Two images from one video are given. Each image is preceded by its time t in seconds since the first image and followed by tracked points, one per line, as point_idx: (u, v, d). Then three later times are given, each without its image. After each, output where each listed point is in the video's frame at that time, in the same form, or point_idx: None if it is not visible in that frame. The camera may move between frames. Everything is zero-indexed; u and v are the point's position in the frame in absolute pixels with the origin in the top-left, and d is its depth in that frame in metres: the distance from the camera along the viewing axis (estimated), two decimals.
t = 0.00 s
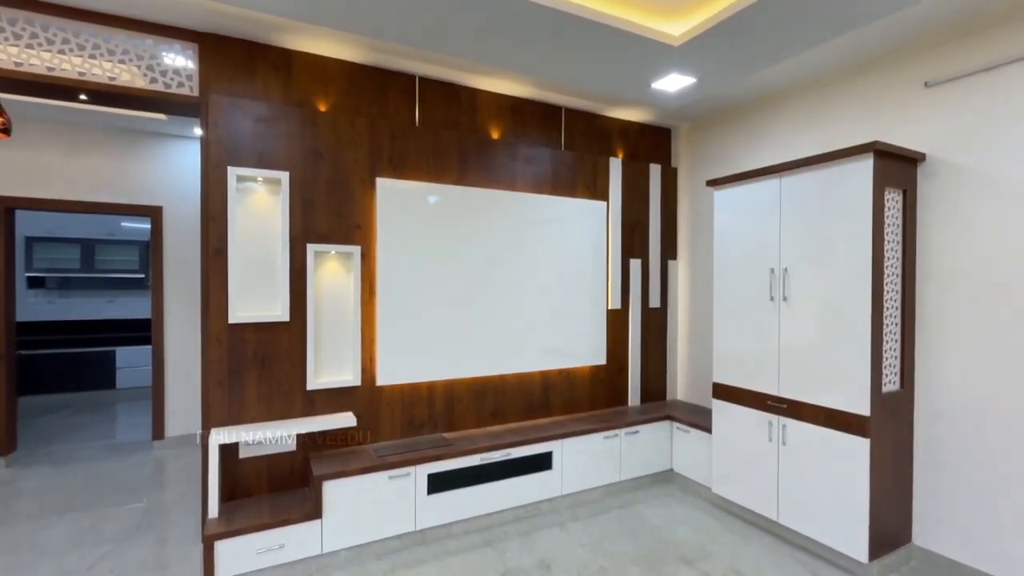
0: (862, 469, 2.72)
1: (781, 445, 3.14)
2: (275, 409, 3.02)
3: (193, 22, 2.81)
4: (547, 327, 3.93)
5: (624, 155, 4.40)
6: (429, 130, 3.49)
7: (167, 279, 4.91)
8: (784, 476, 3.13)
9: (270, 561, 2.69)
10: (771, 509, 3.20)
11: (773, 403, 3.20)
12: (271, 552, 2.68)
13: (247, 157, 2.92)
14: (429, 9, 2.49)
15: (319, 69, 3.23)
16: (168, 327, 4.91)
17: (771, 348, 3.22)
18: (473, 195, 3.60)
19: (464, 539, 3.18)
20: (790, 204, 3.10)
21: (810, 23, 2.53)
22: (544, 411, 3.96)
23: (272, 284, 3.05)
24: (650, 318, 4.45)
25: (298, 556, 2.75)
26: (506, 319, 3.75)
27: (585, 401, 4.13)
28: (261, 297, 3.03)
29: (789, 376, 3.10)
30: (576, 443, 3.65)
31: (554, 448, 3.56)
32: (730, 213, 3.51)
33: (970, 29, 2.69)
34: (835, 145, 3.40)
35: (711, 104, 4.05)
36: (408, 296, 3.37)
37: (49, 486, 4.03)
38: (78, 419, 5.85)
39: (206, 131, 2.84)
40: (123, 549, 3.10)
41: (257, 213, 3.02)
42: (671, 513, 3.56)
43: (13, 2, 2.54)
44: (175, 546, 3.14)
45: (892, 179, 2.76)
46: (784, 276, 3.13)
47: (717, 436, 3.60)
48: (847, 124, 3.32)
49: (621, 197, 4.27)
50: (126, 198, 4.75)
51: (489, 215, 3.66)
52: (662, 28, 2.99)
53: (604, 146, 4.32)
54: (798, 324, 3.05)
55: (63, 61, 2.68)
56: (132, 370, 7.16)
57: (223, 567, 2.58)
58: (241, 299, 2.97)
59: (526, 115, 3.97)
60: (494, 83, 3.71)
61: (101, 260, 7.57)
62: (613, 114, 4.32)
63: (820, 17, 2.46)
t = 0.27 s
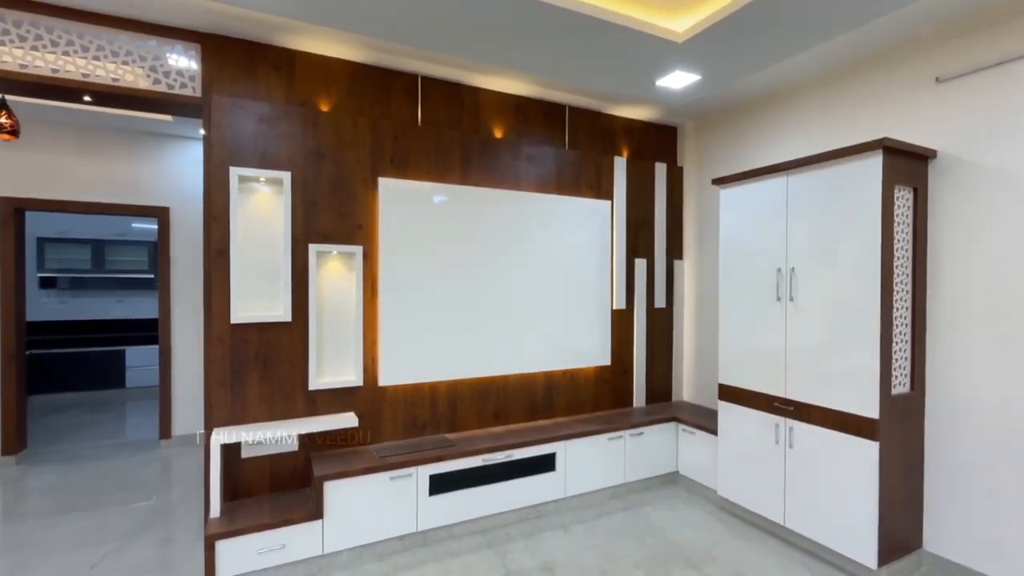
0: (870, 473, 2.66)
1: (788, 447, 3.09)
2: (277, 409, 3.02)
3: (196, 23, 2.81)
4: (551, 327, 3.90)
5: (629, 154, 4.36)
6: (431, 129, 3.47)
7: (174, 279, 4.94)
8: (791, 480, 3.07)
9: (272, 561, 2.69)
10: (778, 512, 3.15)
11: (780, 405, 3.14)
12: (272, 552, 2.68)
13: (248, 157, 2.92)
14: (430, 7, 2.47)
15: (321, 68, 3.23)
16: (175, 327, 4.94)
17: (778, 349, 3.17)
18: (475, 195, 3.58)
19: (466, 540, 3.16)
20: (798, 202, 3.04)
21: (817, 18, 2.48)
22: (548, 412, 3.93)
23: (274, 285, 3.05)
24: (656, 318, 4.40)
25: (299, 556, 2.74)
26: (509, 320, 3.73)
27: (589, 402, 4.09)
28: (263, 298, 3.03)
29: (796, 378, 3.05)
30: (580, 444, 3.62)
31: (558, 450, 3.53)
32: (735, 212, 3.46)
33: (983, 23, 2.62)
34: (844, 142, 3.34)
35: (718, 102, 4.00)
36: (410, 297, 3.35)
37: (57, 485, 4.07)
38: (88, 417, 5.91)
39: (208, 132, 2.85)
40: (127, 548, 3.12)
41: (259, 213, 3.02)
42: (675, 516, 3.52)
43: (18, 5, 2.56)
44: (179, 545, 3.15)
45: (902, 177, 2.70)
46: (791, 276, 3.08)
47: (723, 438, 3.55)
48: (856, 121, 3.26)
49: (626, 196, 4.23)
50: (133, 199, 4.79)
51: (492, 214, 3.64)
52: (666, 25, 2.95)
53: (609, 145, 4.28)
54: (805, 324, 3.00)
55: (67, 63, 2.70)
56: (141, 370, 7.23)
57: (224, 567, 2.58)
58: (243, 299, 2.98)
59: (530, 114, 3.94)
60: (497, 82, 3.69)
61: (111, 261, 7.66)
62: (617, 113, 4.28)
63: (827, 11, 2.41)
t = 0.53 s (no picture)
0: (884, 481, 2.57)
1: (798, 453, 3.00)
2: (278, 410, 3.01)
3: (195, 23, 2.81)
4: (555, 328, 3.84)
5: (636, 153, 4.29)
6: (433, 129, 3.44)
7: (183, 279, 4.98)
8: (801, 486, 2.98)
9: (271, 563, 2.67)
10: (787, 520, 3.06)
11: (790, 409, 3.06)
12: (271, 554, 2.66)
13: (249, 157, 2.92)
14: (428, 5, 2.43)
15: (323, 68, 3.21)
16: (183, 327, 4.98)
17: (787, 351, 3.08)
18: (478, 194, 3.54)
19: (468, 544, 3.12)
20: (808, 201, 2.95)
21: (827, 10, 2.39)
22: (552, 415, 3.87)
23: (275, 285, 3.04)
24: (663, 320, 4.32)
25: (299, 558, 2.73)
26: (513, 321, 3.68)
27: (595, 405, 4.03)
28: (264, 298, 3.02)
29: (806, 382, 2.96)
30: (584, 448, 3.56)
31: (561, 453, 3.48)
32: (744, 210, 3.38)
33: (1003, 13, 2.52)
34: (856, 137, 3.23)
35: (726, 98, 3.91)
36: (412, 298, 3.32)
37: (67, 483, 4.12)
38: (101, 416, 5.99)
39: (209, 132, 2.85)
40: (131, 547, 3.13)
41: (260, 214, 3.01)
42: (682, 521, 3.44)
43: (22, 8, 2.58)
44: (182, 545, 3.15)
45: (917, 173, 2.60)
46: (801, 277, 2.99)
47: (731, 442, 3.47)
48: (870, 116, 3.16)
49: (632, 195, 4.16)
50: (143, 200, 4.84)
51: (495, 214, 3.59)
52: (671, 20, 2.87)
53: (615, 143, 4.22)
54: (815, 326, 2.91)
55: (70, 65, 2.71)
56: (153, 369, 7.32)
57: (224, 568, 2.57)
58: (244, 300, 2.97)
59: (534, 112, 3.89)
60: (499, 81, 3.64)
61: (125, 262, 7.77)
62: (624, 110, 4.21)
63: (837, 3, 2.32)
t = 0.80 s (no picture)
0: (898, 489, 2.45)
1: (808, 458, 2.88)
2: (275, 410, 2.98)
3: (192, 21, 2.80)
4: (558, 328, 3.76)
5: (642, 149, 4.19)
6: (433, 125, 3.39)
7: (190, 279, 5.02)
8: (811, 493, 2.87)
9: (265, 564, 2.65)
10: (797, 528, 2.95)
11: (799, 413, 2.94)
12: (266, 555, 2.64)
13: (245, 155, 2.90)
14: None
15: (321, 65, 3.18)
16: (191, 326, 5.01)
17: (797, 353, 2.96)
18: (479, 192, 3.48)
19: (466, 548, 3.07)
20: (818, 196, 2.83)
21: None
22: (555, 416, 3.80)
23: (272, 284, 3.02)
24: (670, 320, 4.22)
25: (293, 560, 2.70)
26: (515, 321, 3.61)
27: (599, 407, 3.95)
28: (261, 298, 3.00)
29: (817, 385, 2.84)
30: (587, 451, 3.48)
31: (563, 456, 3.41)
32: (752, 207, 3.27)
33: None
34: (871, 130, 3.10)
35: (735, 92, 3.80)
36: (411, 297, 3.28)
37: (76, 479, 4.17)
38: (113, 414, 6.08)
39: (206, 130, 2.83)
40: (132, 545, 3.14)
41: (257, 212, 2.99)
42: (688, 528, 3.34)
43: (20, 8, 2.60)
44: (181, 544, 3.15)
45: (934, 166, 2.47)
46: (811, 275, 2.88)
47: (739, 447, 3.36)
48: (885, 108, 3.03)
49: (638, 192, 4.06)
50: (151, 201, 4.88)
51: (497, 212, 3.53)
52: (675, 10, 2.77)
53: (620, 139, 4.13)
54: (826, 327, 2.79)
55: (68, 65, 2.72)
56: (166, 368, 7.41)
57: (217, 569, 2.55)
58: (242, 299, 2.95)
59: (537, 108, 3.82)
60: (501, 76, 3.58)
61: (138, 262, 7.91)
62: (629, 106, 4.12)
63: None
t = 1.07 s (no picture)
0: (910, 501, 2.31)
1: (817, 467, 2.76)
2: (270, 412, 2.97)
3: (187, 22, 2.80)
4: (559, 330, 3.68)
5: (647, 146, 4.09)
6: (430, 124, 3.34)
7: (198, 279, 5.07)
8: (819, 504, 2.74)
9: (256, 567, 2.62)
10: (805, 539, 2.82)
11: (807, 419, 2.82)
12: (257, 558, 2.62)
13: (240, 155, 2.89)
14: None
15: (317, 65, 3.16)
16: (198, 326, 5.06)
17: (805, 357, 2.84)
18: (477, 191, 3.42)
19: (461, 554, 3.01)
20: (827, 193, 2.71)
21: None
22: (556, 420, 3.72)
23: (266, 285, 3.00)
24: (676, 321, 4.11)
25: (285, 564, 2.67)
26: (514, 322, 3.55)
27: (602, 410, 3.86)
28: (256, 299, 2.99)
29: (825, 390, 2.72)
30: (588, 455, 3.40)
31: (563, 461, 3.33)
32: (758, 204, 3.15)
33: None
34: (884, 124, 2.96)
35: (743, 86, 3.68)
36: (408, 298, 3.24)
37: (84, 477, 4.23)
38: (127, 412, 6.18)
39: (201, 130, 2.83)
40: (130, 544, 3.15)
41: (251, 213, 2.98)
42: (691, 536, 3.23)
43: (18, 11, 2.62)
44: (178, 544, 3.15)
45: (950, 160, 2.33)
46: (820, 276, 2.75)
47: (745, 453, 3.24)
48: (899, 100, 2.89)
49: (642, 190, 3.96)
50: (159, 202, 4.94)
51: (495, 211, 3.47)
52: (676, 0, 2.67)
53: (624, 137, 4.03)
54: (835, 329, 2.66)
55: (65, 67, 2.74)
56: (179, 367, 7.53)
57: (208, 571, 2.54)
58: (236, 300, 2.94)
59: (538, 105, 3.75)
60: (500, 73, 3.52)
61: (153, 263, 8.07)
62: (634, 102, 4.02)
63: None
